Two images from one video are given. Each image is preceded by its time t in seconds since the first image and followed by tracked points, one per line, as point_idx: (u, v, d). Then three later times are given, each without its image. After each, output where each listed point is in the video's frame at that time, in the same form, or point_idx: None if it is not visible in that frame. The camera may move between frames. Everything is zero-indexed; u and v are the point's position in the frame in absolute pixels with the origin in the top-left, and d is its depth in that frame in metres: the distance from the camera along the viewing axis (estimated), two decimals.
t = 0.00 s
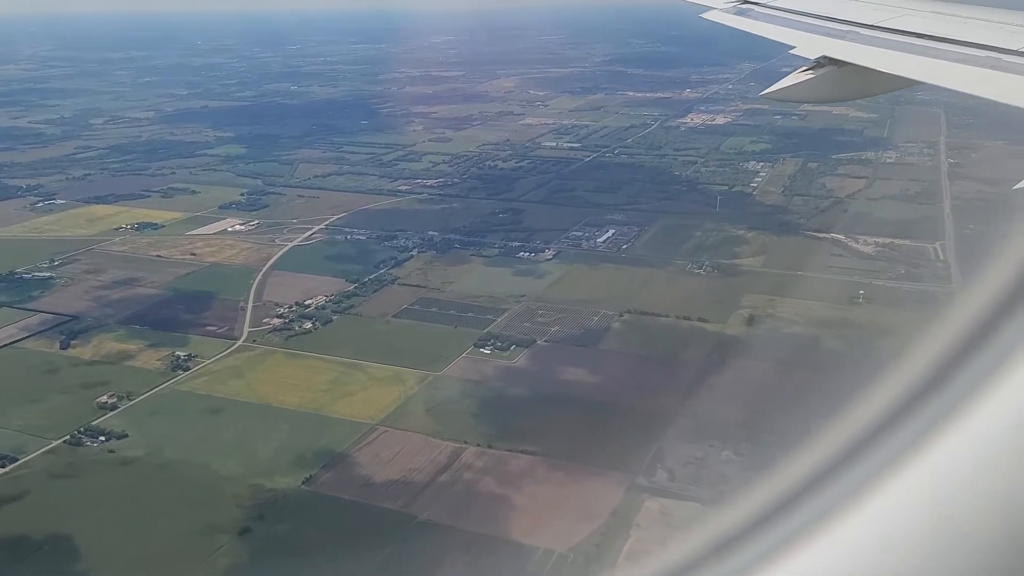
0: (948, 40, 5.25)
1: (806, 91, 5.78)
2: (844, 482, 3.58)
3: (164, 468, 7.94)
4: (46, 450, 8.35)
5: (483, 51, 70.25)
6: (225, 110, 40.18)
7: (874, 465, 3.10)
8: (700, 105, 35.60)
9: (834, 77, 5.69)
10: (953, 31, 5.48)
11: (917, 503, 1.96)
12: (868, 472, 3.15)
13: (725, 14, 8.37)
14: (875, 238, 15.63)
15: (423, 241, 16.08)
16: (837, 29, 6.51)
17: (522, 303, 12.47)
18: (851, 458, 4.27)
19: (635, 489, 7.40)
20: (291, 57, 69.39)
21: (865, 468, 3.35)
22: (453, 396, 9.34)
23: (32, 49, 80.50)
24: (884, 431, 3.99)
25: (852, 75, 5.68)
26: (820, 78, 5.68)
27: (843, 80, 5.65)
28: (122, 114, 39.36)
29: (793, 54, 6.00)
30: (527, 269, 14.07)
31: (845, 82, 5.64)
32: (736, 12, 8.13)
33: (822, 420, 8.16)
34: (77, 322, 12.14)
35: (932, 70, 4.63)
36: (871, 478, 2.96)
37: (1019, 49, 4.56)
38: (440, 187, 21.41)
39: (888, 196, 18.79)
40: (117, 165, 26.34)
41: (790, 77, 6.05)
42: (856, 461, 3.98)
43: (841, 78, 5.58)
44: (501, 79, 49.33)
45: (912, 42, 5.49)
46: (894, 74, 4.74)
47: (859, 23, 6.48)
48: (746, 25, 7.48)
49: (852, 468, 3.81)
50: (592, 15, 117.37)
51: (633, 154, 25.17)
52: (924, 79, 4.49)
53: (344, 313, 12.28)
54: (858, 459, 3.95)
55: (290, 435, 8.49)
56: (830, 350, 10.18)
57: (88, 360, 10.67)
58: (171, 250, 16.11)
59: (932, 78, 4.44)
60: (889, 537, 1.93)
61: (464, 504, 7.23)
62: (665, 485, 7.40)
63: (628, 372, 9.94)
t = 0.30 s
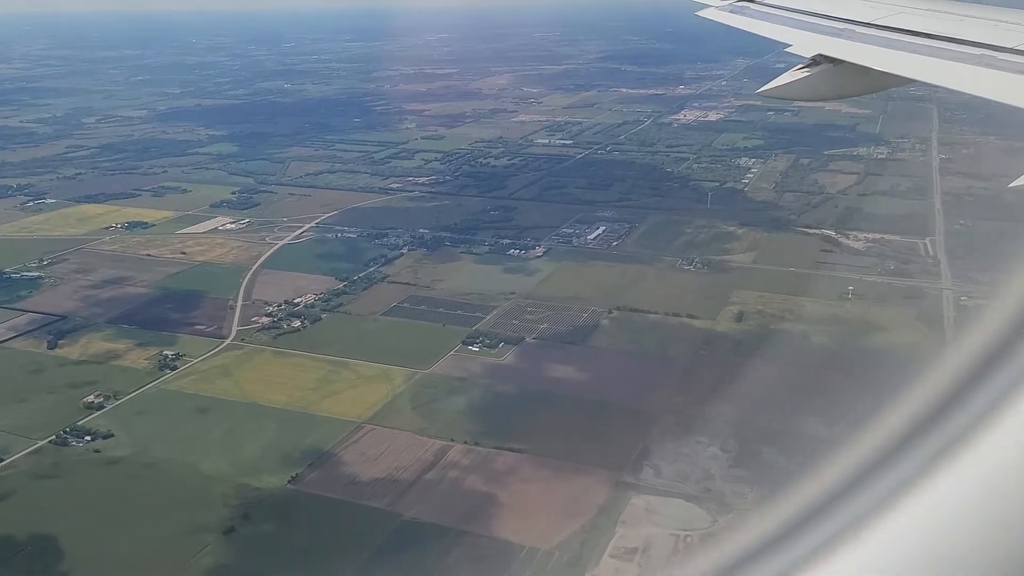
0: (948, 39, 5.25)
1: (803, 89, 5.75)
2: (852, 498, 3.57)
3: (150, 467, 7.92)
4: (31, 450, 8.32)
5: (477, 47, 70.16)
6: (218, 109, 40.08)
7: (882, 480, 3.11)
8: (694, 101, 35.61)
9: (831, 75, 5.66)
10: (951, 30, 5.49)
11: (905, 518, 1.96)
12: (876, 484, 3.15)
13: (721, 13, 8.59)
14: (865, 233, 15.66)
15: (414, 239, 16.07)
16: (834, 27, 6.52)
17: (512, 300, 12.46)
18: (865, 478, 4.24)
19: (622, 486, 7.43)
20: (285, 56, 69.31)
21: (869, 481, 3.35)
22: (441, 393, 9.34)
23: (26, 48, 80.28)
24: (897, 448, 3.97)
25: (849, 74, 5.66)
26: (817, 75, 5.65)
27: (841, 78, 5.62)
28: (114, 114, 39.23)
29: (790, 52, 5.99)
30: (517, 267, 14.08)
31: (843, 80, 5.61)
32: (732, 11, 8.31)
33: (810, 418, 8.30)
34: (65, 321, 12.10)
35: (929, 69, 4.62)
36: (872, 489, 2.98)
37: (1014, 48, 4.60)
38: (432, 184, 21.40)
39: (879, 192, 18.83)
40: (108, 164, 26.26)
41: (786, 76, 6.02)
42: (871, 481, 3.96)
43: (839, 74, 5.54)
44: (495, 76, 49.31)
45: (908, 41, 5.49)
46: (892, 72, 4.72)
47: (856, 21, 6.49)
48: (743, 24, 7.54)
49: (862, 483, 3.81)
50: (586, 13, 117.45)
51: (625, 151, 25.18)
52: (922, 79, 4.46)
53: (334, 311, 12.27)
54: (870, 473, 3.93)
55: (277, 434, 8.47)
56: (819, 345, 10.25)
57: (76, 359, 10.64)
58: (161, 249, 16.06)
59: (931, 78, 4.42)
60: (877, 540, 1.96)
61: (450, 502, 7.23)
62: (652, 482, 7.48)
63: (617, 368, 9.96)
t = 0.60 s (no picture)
0: (946, 36, 5.26)
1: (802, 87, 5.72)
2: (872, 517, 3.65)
3: (138, 467, 7.91)
4: (20, 450, 8.31)
5: (474, 45, 70.10)
6: (215, 107, 40.04)
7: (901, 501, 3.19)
8: (691, 99, 35.60)
9: (830, 73, 5.64)
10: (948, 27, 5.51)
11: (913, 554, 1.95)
12: (892, 503, 3.23)
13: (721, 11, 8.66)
14: (859, 230, 15.66)
15: (407, 237, 16.06)
16: (833, 25, 6.52)
17: (504, 298, 12.46)
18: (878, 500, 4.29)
19: (610, 485, 7.44)
20: (282, 54, 69.27)
21: (889, 501, 3.44)
22: (430, 392, 9.33)
23: (24, 47, 80.31)
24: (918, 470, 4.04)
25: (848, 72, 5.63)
26: (816, 74, 5.62)
27: (840, 76, 5.58)
28: (110, 112, 39.18)
29: (789, 51, 5.96)
30: (510, 265, 14.07)
31: (842, 78, 5.58)
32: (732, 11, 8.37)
33: (802, 417, 8.37)
34: (57, 321, 12.09)
35: (927, 68, 4.63)
36: (890, 509, 3.07)
37: (1013, 45, 4.62)
38: (427, 182, 21.38)
39: (874, 189, 18.82)
40: (104, 163, 26.24)
41: (786, 74, 5.98)
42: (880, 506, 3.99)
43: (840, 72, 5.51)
44: (493, 74, 49.27)
45: (908, 40, 5.48)
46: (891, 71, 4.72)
47: (854, 19, 6.49)
48: (742, 24, 7.57)
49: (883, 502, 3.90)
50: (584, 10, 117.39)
51: (621, 148, 25.17)
52: (922, 78, 4.47)
53: (325, 310, 12.26)
54: (888, 492, 4.01)
55: (266, 433, 8.46)
56: (809, 343, 10.29)
57: (66, 359, 10.63)
58: (154, 247, 16.05)
59: (930, 77, 4.42)
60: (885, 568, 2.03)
61: (437, 500, 7.23)
62: (641, 480, 7.51)
63: (607, 366, 9.96)
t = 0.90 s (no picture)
0: (944, 35, 5.25)
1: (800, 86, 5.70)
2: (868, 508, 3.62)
3: (125, 466, 7.88)
4: (6, 450, 8.27)
5: (472, 43, 69.97)
6: (210, 105, 39.93)
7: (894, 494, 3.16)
8: (686, 96, 35.55)
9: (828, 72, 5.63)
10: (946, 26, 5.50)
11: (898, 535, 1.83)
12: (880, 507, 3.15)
13: (721, 10, 8.61)
14: (852, 227, 15.67)
15: (400, 235, 16.04)
16: (833, 24, 6.48)
17: (496, 296, 12.43)
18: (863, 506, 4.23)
19: (597, 482, 7.45)
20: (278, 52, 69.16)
21: (883, 497, 3.40)
22: (420, 390, 9.30)
23: (18, 45, 80.00)
24: (915, 468, 3.99)
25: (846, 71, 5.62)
26: (813, 72, 5.61)
27: (838, 75, 5.58)
28: (105, 111, 39.06)
29: (788, 50, 5.97)
30: (502, 263, 14.04)
31: (840, 78, 5.56)
32: (731, 10, 8.33)
33: (790, 415, 8.44)
34: (46, 320, 12.05)
35: (924, 67, 4.62)
36: (882, 503, 3.04)
37: (1012, 45, 4.59)
38: (421, 180, 21.33)
39: (868, 186, 18.82)
40: (98, 161, 26.16)
41: (786, 74, 5.95)
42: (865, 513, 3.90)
43: (837, 70, 5.49)
44: (489, 72, 49.20)
45: (909, 38, 5.44)
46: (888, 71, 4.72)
47: (854, 19, 6.45)
48: (742, 22, 7.52)
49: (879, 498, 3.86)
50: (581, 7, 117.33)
51: (616, 146, 25.14)
52: (919, 76, 4.47)
53: (317, 308, 12.22)
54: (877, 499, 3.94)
55: (254, 432, 8.44)
56: (799, 340, 10.33)
57: (56, 358, 10.60)
58: (146, 246, 16.01)
59: (927, 76, 4.43)
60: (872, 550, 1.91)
61: (425, 498, 7.21)
62: (629, 477, 7.53)
63: (598, 363, 9.95)
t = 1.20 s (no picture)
0: (940, 37, 5.23)
1: (798, 88, 5.70)
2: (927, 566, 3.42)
3: (110, 468, 7.86)
4: None
5: (468, 43, 69.94)
6: (204, 105, 39.84)
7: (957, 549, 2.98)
8: (681, 95, 35.56)
9: (825, 75, 5.64)
10: (945, 28, 5.46)
11: None
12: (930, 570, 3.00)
13: (718, 11, 8.57)
14: (844, 226, 15.68)
15: (392, 234, 16.00)
16: (830, 26, 6.45)
17: (486, 295, 12.41)
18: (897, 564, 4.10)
19: (584, 481, 7.44)
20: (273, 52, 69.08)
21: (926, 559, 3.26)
22: (408, 389, 9.28)
23: (13, 45, 79.76)
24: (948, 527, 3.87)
25: (845, 73, 5.63)
26: (811, 75, 5.60)
27: (836, 78, 5.59)
28: (99, 111, 38.95)
29: (786, 52, 5.95)
30: (493, 262, 14.02)
31: (838, 81, 5.57)
32: (728, 10, 8.30)
33: (780, 417, 8.44)
34: (35, 321, 12.00)
35: (919, 70, 4.60)
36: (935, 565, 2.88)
37: (1008, 47, 4.56)
38: (414, 179, 21.30)
39: (860, 184, 18.83)
40: (91, 161, 26.09)
41: (782, 76, 5.93)
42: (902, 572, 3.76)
43: (834, 73, 5.48)
44: (484, 71, 49.17)
45: (905, 40, 5.41)
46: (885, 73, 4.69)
47: (850, 20, 6.42)
48: (739, 24, 7.49)
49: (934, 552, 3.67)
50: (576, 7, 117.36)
51: (609, 145, 25.14)
52: (916, 79, 4.45)
53: (307, 308, 12.20)
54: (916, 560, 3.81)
55: (241, 433, 8.42)
56: (789, 339, 10.34)
57: (44, 359, 10.56)
58: (137, 246, 15.96)
59: (922, 78, 4.40)
60: None
61: (411, 498, 7.19)
62: (616, 475, 7.54)
63: (587, 362, 9.93)
